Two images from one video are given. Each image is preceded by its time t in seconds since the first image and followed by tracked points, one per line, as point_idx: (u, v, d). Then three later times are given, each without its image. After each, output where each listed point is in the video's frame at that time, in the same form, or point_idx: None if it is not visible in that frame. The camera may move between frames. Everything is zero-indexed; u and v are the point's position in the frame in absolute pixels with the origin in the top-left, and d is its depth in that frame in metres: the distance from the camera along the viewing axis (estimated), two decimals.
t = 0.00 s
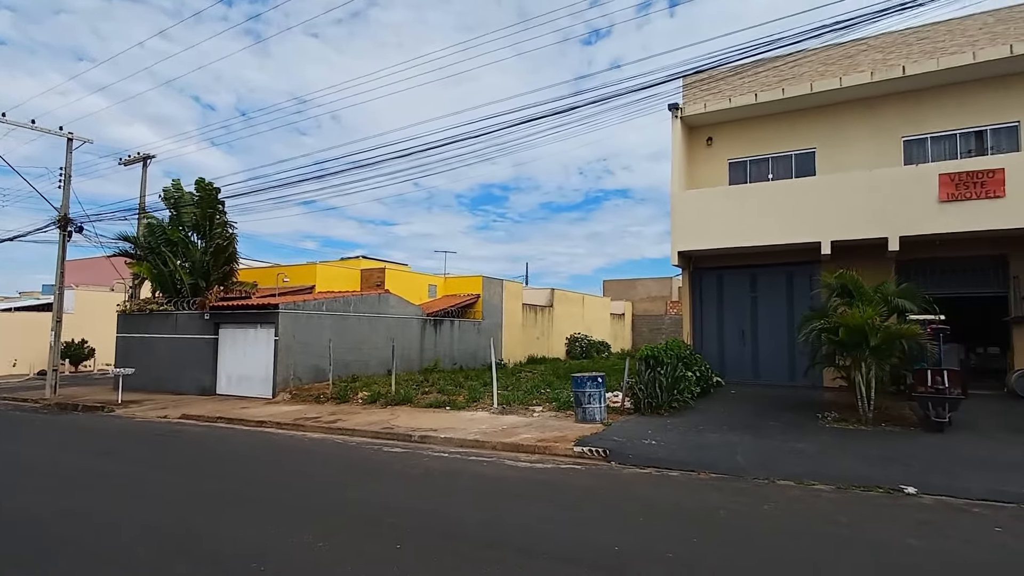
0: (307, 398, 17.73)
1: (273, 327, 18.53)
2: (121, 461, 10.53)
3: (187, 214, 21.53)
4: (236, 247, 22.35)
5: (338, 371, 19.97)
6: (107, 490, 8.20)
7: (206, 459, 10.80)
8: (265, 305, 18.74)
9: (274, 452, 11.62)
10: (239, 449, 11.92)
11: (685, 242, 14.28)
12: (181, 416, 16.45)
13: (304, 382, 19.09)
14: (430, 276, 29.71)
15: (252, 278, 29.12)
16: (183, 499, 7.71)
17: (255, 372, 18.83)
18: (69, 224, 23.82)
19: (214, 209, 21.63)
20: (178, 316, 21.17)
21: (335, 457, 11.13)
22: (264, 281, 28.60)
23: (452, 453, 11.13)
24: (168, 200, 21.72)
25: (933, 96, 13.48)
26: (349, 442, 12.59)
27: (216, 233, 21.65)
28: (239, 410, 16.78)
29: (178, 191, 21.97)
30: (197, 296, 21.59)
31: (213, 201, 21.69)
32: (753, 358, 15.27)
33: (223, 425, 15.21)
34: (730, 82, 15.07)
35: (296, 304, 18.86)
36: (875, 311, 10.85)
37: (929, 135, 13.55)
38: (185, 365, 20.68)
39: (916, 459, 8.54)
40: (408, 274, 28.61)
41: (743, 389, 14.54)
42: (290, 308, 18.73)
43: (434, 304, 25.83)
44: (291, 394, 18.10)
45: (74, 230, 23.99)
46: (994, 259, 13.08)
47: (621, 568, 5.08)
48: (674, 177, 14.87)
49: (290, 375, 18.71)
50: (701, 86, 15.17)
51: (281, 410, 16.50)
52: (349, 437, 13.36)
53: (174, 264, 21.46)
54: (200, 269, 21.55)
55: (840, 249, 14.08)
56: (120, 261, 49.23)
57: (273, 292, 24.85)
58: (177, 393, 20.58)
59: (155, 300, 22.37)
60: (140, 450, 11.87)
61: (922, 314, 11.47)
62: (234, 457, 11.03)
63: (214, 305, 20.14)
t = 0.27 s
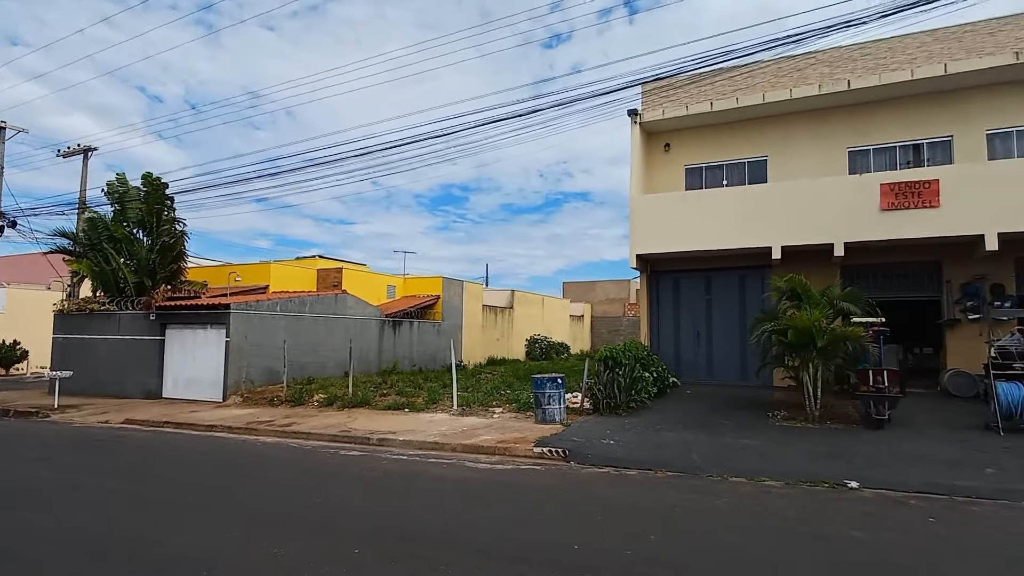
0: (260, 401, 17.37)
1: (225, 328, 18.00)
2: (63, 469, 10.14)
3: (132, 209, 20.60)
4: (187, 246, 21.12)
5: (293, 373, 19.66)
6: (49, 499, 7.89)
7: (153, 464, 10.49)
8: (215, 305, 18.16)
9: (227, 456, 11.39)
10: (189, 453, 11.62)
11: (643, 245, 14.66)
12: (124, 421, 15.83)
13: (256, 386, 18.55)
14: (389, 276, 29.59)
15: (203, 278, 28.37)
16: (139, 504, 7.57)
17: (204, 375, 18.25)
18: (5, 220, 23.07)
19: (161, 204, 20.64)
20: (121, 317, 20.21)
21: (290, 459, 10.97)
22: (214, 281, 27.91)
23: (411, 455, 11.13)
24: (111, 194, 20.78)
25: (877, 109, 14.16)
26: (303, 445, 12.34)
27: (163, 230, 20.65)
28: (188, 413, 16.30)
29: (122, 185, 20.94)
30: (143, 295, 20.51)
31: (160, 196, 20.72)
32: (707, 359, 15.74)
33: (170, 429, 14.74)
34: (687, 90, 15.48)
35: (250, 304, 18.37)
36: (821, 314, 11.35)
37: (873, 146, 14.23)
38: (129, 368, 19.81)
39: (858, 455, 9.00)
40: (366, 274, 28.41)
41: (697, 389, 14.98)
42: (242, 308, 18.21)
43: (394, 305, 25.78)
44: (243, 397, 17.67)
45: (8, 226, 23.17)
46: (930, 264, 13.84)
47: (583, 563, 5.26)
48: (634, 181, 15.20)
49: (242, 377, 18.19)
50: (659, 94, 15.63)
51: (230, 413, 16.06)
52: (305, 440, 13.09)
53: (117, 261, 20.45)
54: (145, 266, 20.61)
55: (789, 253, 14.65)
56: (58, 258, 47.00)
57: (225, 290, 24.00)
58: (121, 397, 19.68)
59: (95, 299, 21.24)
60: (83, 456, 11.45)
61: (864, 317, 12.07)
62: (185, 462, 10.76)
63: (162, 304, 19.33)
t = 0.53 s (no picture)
0: (213, 403, 16.97)
1: (177, 328, 17.50)
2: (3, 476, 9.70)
3: (76, 203, 19.92)
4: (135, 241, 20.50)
5: (248, 374, 19.27)
6: None
7: (101, 470, 10.13)
8: (167, 305, 17.67)
9: (181, 459, 11.10)
10: (139, 458, 11.26)
11: (605, 248, 14.89)
12: (66, 425, 15.21)
13: (209, 387, 18.17)
14: (350, 276, 29.33)
15: (154, 277, 27.14)
16: (89, 510, 7.39)
17: (154, 375, 17.84)
18: None
19: (107, 198, 20.03)
20: (64, 315, 19.52)
21: (246, 462, 10.72)
22: (165, 278, 26.86)
23: (371, 458, 11.02)
24: (54, 187, 20.09)
25: (828, 121, 14.72)
26: (261, 449, 11.95)
27: (110, 224, 20.00)
28: (135, 417, 15.75)
29: (67, 178, 20.27)
30: (88, 292, 19.86)
31: (107, 189, 20.10)
32: (667, 360, 16.05)
33: (117, 434, 14.22)
34: (650, 96, 15.79)
35: (202, 303, 17.93)
36: (776, 317, 11.72)
37: (825, 156, 14.76)
38: (71, 369, 19.18)
39: (809, 454, 9.34)
40: (327, 274, 28.08)
41: (658, 390, 15.28)
42: (195, 307, 17.77)
43: (355, 306, 25.58)
44: (194, 399, 17.24)
45: None
46: (877, 271, 14.42)
47: (545, 561, 5.37)
48: (599, 184, 15.44)
49: (195, 378, 17.78)
50: (623, 100, 15.90)
51: (181, 416, 15.57)
52: (261, 444, 12.66)
53: (61, 257, 19.75)
54: (90, 263, 19.91)
55: (746, 258, 15.07)
56: None
57: (176, 288, 23.32)
58: (63, 400, 19.04)
59: (37, 296, 20.55)
60: (24, 461, 10.99)
61: (816, 320, 12.52)
62: (136, 466, 10.44)
63: (108, 302, 18.81)
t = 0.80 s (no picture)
0: (167, 407, 16.52)
1: (129, 329, 16.95)
2: None
3: (21, 198, 19.19)
4: (84, 238, 20.04)
5: (204, 376, 18.83)
6: None
7: (48, 478, 9.74)
8: (118, 304, 17.05)
9: (134, 465, 10.76)
10: (89, 464, 10.88)
11: (571, 250, 15.04)
12: (9, 432, 14.61)
13: (163, 391, 17.68)
14: (313, 276, 28.91)
15: (105, 273, 26.23)
16: (41, 517, 7.18)
17: (104, 378, 17.30)
18: None
19: (55, 192, 19.38)
20: (7, 314, 18.82)
21: (203, 467, 10.45)
22: (117, 277, 25.97)
23: (333, 461, 10.85)
24: None
25: (786, 130, 15.18)
26: (217, 453, 11.65)
27: (57, 220, 19.35)
28: (84, 421, 15.21)
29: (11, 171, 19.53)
30: (33, 290, 19.18)
31: (54, 183, 19.44)
32: (631, 362, 16.29)
33: (63, 439, 13.70)
34: (616, 101, 16.00)
35: (155, 303, 17.42)
36: (736, 319, 12.03)
37: (783, 164, 15.22)
38: (14, 371, 18.49)
39: (765, 453, 9.62)
40: (289, 273, 27.57)
41: (621, 391, 15.51)
42: (148, 306, 17.24)
43: (318, 306, 25.30)
44: (147, 403, 16.73)
45: None
46: (831, 275, 14.90)
47: (509, 560, 5.45)
48: (565, 187, 15.59)
49: (148, 381, 17.23)
50: (589, 103, 16.07)
51: (133, 421, 15.07)
52: (218, 448, 12.34)
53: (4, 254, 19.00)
54: (36, 260, 19.23)
55: (708, 262, 15.42)
56: None
57: (128, 286, 22.58)
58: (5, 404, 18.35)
59: None
60: None
61: (774, 323, 12.89)
62: (85, 473, 10.08)
63: (55, 300, 18.21)
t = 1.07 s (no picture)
0: (118, 410, 15.92)
1: (79, 329, 16.32)
2: None
3: None
4: (30, 235, 18.33)
5: (159, 378, 18.34)
6: None
7: None
8: (66, 303, 16.41)
9: (83, 471, 10.32)
10: (33, 472, 10.37)
11: (538, 252, 15.14)
12: None
13: (115, 393, 17.09)
14: (275, 276, 28.33)
15: (52, 271, 25.33)
16: None
17: (51, 381, 16.49)
18: None
19: None
20: None
21: (156, 473, 10.08)
22: (66, 275, 25.10)
23: (293, 465, 10.59)
24: None
25: (748, 137, 15.56)
26: (171, 458, 11.25)
27: None
28: (29, 426, 14.55)
29: None
30: None
31: None
32: (597, 363, 16.48)
33: (6, 446, 13.08)
34: (583, 104, 16.17)
35: (107, 301, 16.89)
36: (698, 321, 12.28)
37: (745, 170, 15.60)
38: None
39: (725, 452, 9.86)
40: (250, 273, 26.83)
41: (587, 392, 15.66)
42: (98, 306, 16.63)
43: (280, 307, 24.90)
44: (97, 406, 16.10)
45: None
46: (789, 279, 15.32)
47: (477, 560, 5.49)
48: (532, 189, 15.67)
49: (98, 383, 16.65)
50: (557, 106, 16.20)
51: (81, 425, 14.47)
52: (172, 453, 11.92)
53: None
54: None
55: (672, 265, 15.70)
56: None
57: (79, 286, 21.73)
58: None
59: None
60: None
61: (735, 324, 13.20)
62: (30, 480, 9.62)
63: None
